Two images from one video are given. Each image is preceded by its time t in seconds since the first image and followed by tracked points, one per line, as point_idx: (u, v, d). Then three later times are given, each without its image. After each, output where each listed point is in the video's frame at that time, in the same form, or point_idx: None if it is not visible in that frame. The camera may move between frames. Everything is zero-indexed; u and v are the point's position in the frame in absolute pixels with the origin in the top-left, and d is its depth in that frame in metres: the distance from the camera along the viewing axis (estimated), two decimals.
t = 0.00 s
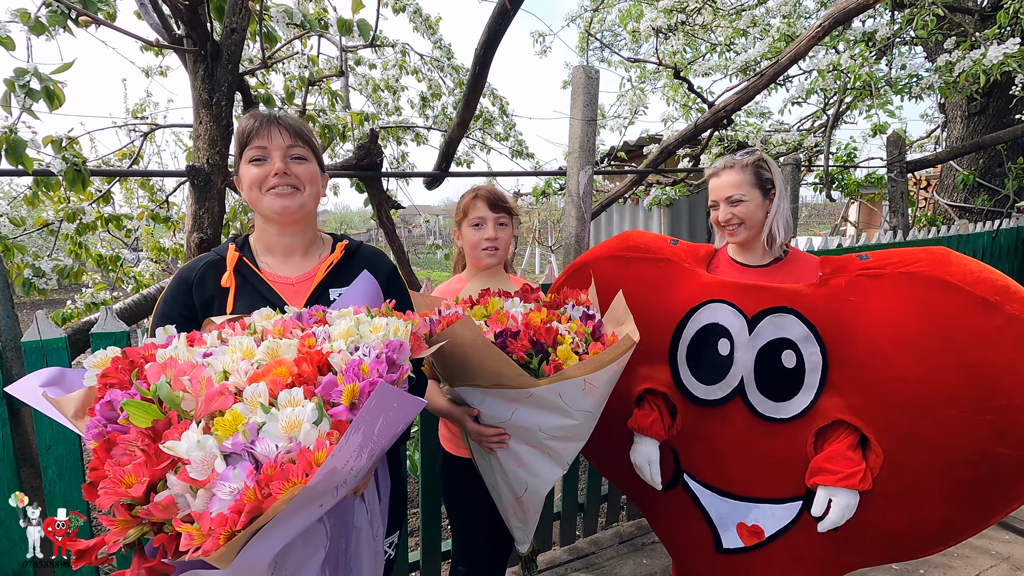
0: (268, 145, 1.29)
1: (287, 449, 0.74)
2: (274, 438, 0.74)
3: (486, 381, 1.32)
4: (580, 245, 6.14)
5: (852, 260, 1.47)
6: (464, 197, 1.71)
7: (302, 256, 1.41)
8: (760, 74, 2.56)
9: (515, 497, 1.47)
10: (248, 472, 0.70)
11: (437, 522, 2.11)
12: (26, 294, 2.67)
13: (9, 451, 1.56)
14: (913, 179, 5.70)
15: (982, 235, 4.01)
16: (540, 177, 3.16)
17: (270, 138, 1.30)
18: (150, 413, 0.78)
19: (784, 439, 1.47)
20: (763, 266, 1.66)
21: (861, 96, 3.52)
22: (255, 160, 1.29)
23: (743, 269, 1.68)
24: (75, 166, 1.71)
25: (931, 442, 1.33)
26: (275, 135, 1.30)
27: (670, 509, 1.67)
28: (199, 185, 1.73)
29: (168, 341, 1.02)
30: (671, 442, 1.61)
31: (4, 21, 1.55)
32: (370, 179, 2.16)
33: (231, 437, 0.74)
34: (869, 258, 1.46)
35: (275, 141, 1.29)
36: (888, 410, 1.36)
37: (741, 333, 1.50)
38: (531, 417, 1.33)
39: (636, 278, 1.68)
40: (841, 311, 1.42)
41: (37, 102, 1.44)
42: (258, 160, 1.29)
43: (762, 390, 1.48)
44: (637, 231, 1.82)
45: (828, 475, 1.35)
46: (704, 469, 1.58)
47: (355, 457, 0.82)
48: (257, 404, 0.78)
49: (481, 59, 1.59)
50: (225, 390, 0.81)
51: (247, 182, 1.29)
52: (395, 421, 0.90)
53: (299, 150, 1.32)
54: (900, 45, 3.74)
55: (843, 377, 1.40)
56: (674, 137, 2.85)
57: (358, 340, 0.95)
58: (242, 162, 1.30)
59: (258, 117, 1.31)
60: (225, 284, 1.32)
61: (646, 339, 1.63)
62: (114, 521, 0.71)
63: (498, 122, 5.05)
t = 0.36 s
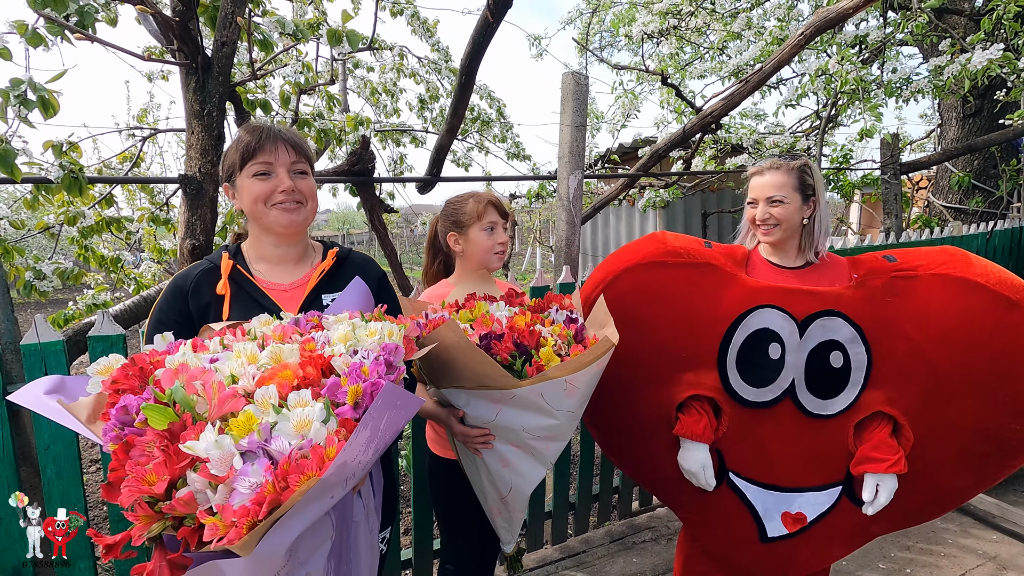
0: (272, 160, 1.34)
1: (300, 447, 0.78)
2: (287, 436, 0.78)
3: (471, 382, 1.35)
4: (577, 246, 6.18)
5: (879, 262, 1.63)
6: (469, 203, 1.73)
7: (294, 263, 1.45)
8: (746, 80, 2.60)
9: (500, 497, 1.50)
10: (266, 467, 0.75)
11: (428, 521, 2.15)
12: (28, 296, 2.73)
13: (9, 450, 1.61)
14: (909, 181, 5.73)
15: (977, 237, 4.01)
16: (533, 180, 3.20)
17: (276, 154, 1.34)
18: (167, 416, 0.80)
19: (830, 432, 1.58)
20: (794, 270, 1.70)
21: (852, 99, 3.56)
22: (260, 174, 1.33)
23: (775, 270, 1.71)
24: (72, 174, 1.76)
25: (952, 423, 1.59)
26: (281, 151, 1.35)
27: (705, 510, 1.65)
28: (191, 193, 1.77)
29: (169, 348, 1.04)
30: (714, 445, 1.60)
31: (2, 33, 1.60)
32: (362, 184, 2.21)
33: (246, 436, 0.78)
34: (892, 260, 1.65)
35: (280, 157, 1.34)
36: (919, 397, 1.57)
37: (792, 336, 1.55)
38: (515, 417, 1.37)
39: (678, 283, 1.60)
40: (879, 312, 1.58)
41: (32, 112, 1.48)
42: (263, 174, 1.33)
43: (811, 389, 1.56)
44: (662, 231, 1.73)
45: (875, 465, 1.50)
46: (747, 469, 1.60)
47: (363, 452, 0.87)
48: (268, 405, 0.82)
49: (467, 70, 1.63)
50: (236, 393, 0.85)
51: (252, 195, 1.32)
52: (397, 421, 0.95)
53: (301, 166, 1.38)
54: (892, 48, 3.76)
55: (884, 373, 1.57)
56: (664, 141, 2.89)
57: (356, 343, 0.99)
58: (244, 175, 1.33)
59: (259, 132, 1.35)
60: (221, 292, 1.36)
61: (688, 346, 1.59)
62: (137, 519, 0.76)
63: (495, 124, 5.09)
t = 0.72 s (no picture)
0: (258, 166, 1.38)
1: (339, 443, 0.82)
2: (324, 434, 0.83)
3: (472, 383, 1.38)
4: (576, 248, 6.22)
5: (861, 258, 1.75)
6: (469, 210, 1.76)
7: (295, 269, 1.50)
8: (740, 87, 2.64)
9: (499, 494, 1.54)
10: (310, 463, 0.79)
11: (427, 520, 2.20)
12: (34, 297, 2.77)
13: (18, 448, 1.65)
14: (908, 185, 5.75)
15: (973, 241, 4.02)
16: (532, 184, 3.25)
17: (261, 161, 1.38)
18: (206, 421, 0.85)
19: (851, 420, 1.65)
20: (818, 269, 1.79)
21: (847, 104, 3.59)
22: (248, 181, 1.37)
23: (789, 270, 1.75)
24: (80, 179, 1.80)
25: (936, 395, 1.77)
26: (267, 158, 1.38)
27: (743, 511, 1.62)
28: (196, 199, 1.82)
29: (186, 357, 1.06)
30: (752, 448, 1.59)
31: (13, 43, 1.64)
32: (363, 189, 2.25)
33: (286, 436, 0.82)
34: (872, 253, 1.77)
35: (265, 163, 1.38)
36: (912, 378, 1.71)
37: (824, 331, 1.59)
38: (515, 416, 1.40)
39: (711, 287, 1.55)
40: (884, 303, 1.67)
41: (41, 120, 1.52)
42: (250, 181, 1.37)
43: (839, 381, 1.61)
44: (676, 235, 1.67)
45: (894, 445, 1.61)
46: (784, 467, 1.61)
47: (395, 445, 0.92)
48: (301, 406, 0.85)
49: (464, 79, 1.66)
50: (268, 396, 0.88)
51: (242, 203, 1.37)
52: (418, 416, 1.00)
53: (288, 171, 1.41)
54: (889, 53, 3.79)
55: (891, 357, 1.68)
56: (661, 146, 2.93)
57: (370, 344, 1.04)
58: (235, 185, 1.38)
59: (244, 141, 1.39)
60: (227, 300, 1.39)
61: (729, 349, 1.55)
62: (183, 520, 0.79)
63: (496, 126, 5.13)
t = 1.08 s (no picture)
0: (256, 166, 1.40)
1: (337, 439, 0.85)
2: (323, 430, 0.85)
3: (469, 379, 1.40)
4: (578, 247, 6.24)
5: (820, 252, 1.81)
6: (473, 209, 1.79)
7: (298, 268, 1.52)
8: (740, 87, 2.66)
9: (498, 486, 1.56)
10: (307, 459, 0.81)
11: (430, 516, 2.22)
12: (42, 297, 2.80)
13: (29, 444, 1.68)
14: (910, 184, 5.75)
15: (974, 240, 4.03)
16: (534, 184, 3.27)
17: (260, 160, 1.40)
18: (208, 417, 0.87)
19: (834, 407, 1.70)
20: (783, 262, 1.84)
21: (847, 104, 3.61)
22: (247, 180, 1.40)
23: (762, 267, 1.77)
24: (89, 180, 1.83)
25: (885, 371, 1.87)
26: (265, 157, 1.41)
27: (749, 507, 1.61)
28: (204, 200, 1.84)
29: (192, 354, 1.09)
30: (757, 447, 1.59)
31: (22, 47, 1.67)
32: (366, 190, 2.28)
33: (285, 432, 0.84)
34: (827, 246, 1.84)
35: (263, 161, 1.40)
36: (870, 360, 1.81)
37: (813, 326, 1.62)
38: (512, 412, 1.42)
39: (717, 294, 1.51)
40: (851, 293, 1.74)
41: (49, 122, 1.55)
42: (249, 180, 1.40)
43: (827, 371, 1.66)
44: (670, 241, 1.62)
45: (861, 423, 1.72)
46: (788, 461, 1.62)
47: (391, 441, 0.95)
48: (301, 403, 0.88)
49: (467, 81, 1.69)
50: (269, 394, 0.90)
51: (242, 202, 1.40)
52: (416, 412, 1.03)
53: (285, 168, 1.42)
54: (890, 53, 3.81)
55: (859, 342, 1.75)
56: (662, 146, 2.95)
57: (370, 342, 1.06)
58: (236, 185, 1.42)
59: (245, 142, 1.43)
60: (232, 299, 1.42)
61: (736, 353, 1.53)
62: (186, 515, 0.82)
63: (498, 126, 5.15)
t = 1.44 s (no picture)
0: (263, 161, 1.40)
1: (290, 453, 0.84)
2: (278, 443, 0.85)
3: (475, 375, 1.41)
4: (582, 246, 6.22)
5: (829, 252, 1.76)
6: (475, 208, 1.78)
7: (301, 265, 1.52)
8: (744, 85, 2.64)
9: (502, 482, 1.55)
10: (255, 473, 0.80)
11: (430, 515, 2.22)
12: (47, 295, 2.81)
13: (31, 442, 1.69)
14: (917, 182, 5.70)
15: (981, 239, 3.99)
16: (537, 183, 3.26)
17: (268, 155, 1.40)
18: (170, 420, 0.88)
19: (826, 410, 1.67)
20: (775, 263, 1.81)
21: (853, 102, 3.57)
22: (255, 175, 1.40)
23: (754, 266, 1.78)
24: (90, 179, 1.84)
25: (898, 380, 1.79)
26: (274, 153, 1.41)
27: (725, 500, 1.64)
28: (205, 199, 1.85)
29: (178, 350, 1.12)
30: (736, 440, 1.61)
31: (24, 46, 1.68)
32: (368, 189, 2.28)
33: (241, 441, 0.84)
34: (839, 248, 1.78)
35: (272, 157, 1.41)
36: (877, 365, 1.74)
37: (796, 327, 1.60)
38: (517, 407, 1.42)
39: (688, 289, 1.56)
40: (851, 295, 1.69)
41: (48, 121, 1.56)
42: (257, 176, 1.40)
43: (813, 373, 1.63)
44: (654, 238, 1.68)
45: (861, 430, 1.63)
46: (766, 459, 1.63)
47: (349, 459, 0.92)
48: (262, 412, 0.88)
49: (468, 79, 1.68)
50: (234, 400, 0.91)
51: (249, 197, 1.40)
52: (382, 429, 1.00)
53: (293, 164, 1.43)
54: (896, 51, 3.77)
55: (859, 346, 1.71)
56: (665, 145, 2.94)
57: (353, 350, 1.05)
58: (243, 180, 1.42)
59: (252, 137, 1.43)
60: (231, 295, 1.43)
61: (710, 348, 1.57)
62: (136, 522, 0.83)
63: (501, 125, 5.14)
